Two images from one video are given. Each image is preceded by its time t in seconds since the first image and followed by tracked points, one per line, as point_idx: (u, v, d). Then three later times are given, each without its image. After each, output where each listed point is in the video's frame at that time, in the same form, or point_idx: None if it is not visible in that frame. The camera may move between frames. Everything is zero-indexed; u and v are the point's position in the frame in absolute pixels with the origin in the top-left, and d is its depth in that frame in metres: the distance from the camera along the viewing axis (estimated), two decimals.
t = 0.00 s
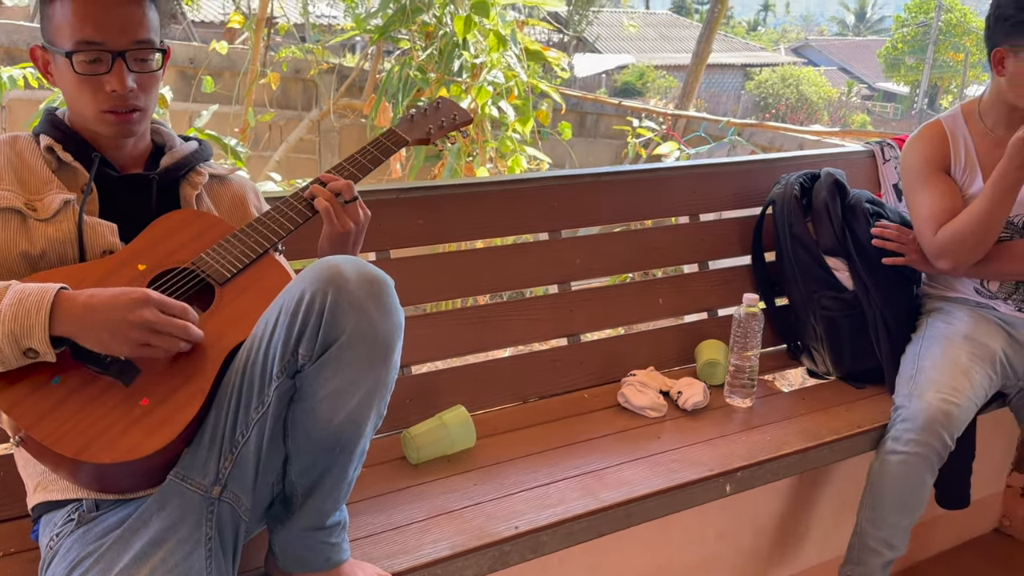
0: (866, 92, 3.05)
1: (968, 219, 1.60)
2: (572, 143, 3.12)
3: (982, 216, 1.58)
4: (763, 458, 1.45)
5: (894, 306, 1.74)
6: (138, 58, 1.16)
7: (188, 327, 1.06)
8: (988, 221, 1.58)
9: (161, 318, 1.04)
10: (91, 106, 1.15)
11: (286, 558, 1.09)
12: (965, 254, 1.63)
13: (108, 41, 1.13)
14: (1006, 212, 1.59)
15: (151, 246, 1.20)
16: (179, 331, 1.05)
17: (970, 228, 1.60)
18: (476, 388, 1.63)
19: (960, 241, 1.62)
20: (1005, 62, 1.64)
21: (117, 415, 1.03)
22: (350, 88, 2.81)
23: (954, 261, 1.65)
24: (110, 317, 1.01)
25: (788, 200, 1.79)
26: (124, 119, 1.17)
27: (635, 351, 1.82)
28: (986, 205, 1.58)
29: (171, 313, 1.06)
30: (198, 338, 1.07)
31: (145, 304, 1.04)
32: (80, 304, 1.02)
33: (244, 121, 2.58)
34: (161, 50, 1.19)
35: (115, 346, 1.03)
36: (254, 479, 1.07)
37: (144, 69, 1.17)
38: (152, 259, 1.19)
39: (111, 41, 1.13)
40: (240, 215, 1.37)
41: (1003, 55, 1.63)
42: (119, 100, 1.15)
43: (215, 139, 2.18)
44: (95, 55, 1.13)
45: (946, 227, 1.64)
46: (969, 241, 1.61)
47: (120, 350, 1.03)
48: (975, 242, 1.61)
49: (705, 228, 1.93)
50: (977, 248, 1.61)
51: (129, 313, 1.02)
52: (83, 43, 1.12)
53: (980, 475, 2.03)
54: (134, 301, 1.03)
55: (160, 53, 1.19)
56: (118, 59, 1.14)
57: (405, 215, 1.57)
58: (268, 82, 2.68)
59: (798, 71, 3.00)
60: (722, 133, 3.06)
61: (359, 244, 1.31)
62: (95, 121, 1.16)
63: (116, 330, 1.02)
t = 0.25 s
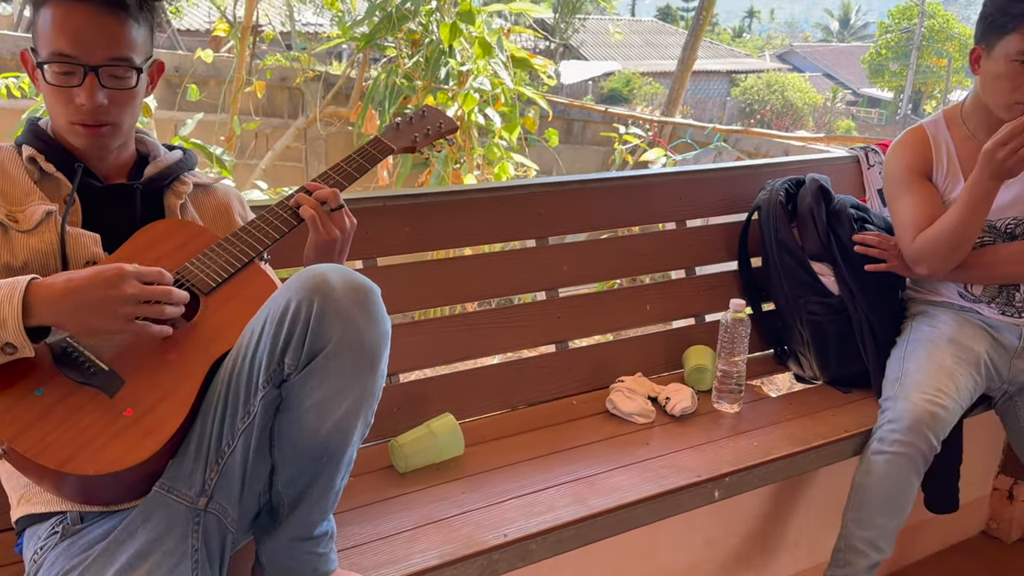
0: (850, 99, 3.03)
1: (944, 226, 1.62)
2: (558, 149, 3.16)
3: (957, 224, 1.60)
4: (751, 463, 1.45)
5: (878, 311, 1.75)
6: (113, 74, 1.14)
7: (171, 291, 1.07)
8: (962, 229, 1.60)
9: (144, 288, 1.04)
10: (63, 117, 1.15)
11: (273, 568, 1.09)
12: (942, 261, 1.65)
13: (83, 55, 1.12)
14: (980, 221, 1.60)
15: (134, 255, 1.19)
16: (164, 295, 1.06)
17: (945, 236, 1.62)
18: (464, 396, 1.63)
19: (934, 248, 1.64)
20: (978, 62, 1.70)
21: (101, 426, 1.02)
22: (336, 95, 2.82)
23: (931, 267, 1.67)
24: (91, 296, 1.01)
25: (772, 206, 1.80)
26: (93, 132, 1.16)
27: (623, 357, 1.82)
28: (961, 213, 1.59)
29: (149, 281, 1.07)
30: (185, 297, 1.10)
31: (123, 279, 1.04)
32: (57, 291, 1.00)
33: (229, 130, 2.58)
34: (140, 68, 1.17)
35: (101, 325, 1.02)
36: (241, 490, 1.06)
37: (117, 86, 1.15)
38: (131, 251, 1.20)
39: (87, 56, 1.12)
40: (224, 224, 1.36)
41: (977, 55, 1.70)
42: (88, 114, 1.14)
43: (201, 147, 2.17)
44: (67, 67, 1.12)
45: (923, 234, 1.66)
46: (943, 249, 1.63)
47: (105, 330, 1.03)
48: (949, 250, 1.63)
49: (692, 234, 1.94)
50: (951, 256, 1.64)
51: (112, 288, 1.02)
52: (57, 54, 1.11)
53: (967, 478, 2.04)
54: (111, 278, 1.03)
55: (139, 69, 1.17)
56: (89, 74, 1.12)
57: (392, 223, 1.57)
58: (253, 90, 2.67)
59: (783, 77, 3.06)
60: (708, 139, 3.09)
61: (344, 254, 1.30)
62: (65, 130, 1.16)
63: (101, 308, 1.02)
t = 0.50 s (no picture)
0: (837, 104, 3.13)
1: (925, 233, 1.64)
2: (547, 155, 3.16)
3: (937, 231, 1.62)
4: (740, 468, 1.46)
5: (866, 315, 1.75)
6: (105, 90, 1.13)
7: (156, 352, 1.02)
8: (942, 236, 1.62)
9: (128, 347, 1.01)
10: (52, 130, 1.13)
11: None
12: (923, 268, 1.67)
13: (76, 71, 1.11)
14: (959, 230, 1.63)
15: (121, 266, 1.19)
16: (146, 358, 1.01)
17: (926, 242, 1.64)
18: (454, 403, 1.62)
19: (914, 255, 1.66)
20: (960, 64, 1.75)
21: (86, 438, 1.02)
22: (325, 102, 2.82)
23: (914, 274, 1.68)
24: (74, 344, 0.99)
25: (760, 211, 1.81)
26: (83, 146, 1.15)
27: (613, 363, 1.82)
28: (941, 220, 1.61)
29: (139, 340, 1.03)
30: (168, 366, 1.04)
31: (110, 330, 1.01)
32: (44, 333, 1.00)
33: (217, 137, 2.59)
34: (133, 84, 1.15)
35: (81, 374, 1.00)
36: (228, 500, 1.05)
37: (109, 102, 1.13)
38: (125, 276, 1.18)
39: (80, 72, 1.11)
40: (212, 233, 1.36)
41: (959, 57, 1.75)
42: (78, 130, 1.13)
43: (189, 155, 2.17)
44: (60, 83, 1.10)
45: (907, 240, 1.68)
46: (922, 256, 1.65)
47: (85, 377, 1.01)
48: (928, 257, 1.65)
49: (680, 240, 1.94)
50: (931, 264, 1.65)
51: (95, 340, 0.99)
52: (50, 69, 1.10)
53: (955, 480, 2.05)
54: (98, 328, 1.00)
55: (132, 87, 1.15)
56: (82, 90, 1.11)
57: (379, 230, 1.56)
58: (241, 98, 2.68)
59: (770, 83, 3.10)
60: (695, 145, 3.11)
61: (333, 260, 1.31)
62: (55, 144, 1.15)
63: (79, 358, 0.99)
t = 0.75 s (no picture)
0: (824, 109, 3.14)
1: (906, 238, 1.66)
2: (536, 162, 3.17)
3: (917, 237, 1.64)
4: (728, 473, 1.46)
5: (853, 319, 1.77)
6: (88, 118, 1.11)
7: (145, 346, 1.03)
8: (923, 242, 1.64)
9: (117, 343, 1.01)
10: (31, 150, 1.11)
11: None
12: (904, 273, 1.69)
13: (60, 98, 1.08)
14: (939, 236, 1.65)
15: (106, 275, 1.18)
16: (135, 353, 1.02)
17: (907, 248, 1.66)
18: (443, 410, 1.62)
19: (895, 260, 1.68)
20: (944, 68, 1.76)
21: (71, 448, 1.01)
22: (313, 110, 2.82)
23: (896, 279, 1.71)
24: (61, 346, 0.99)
25: (747, 217, 1.82)
26: (60, 169, 1.13)
27: (602, 369, 1.83)
28: (921, 225, 1.63)
29: (127, 335, 1.04)
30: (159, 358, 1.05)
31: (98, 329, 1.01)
32: (30, 335, 0.99)
33: (204, 145, 2.59)
34: (117, 114, 1.14)
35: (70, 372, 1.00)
36: (215, 510, 1.05)
37: (91, 131, 1.11)
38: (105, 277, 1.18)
39: (64, 99, 1.08)
40: (199, 242, 1.36)
41: (943, 59, 1.77)
42: (56, 154, 1.11)
43: (176, 163, 2.16)
44: (43, 107, 1.08)
45: (889, 245, 1.70)
46: (903, 262, 1.67)
47: (74, 376, 1.00)
48: (909, 263, 1.67)
49: (668, 245, 1.95)
50: (911, 270, 1.68)
51: (82, 339, 1.00)
52: (34, 92, 1.08)
53: (942, 483, 2.07)
54: (86, 328, 1.00)
55: (115, 117, 1.14)
56: (63, 118, 1.09)
57: (367, 237, 1.56)
58: (228, 106, 2.68)
59: (757, 88, 3.11)
60: (683, 151, 3.14)
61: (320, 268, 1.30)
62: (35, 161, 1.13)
63: (67, 359, 0.99)
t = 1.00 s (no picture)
0: (814, 113, 3.28)
1: (895, 240, 1.66)
2: (527, 167, 3.18)
3: (906, 238, 1.65)
4: (718, 476, 1.47)
5: (842, 323, 1.77)
6: (70, 137, 1.10)
7: (131, 353, 1.03)
8: (911, 243, 1.65)
9: (101, 352, 1.01)
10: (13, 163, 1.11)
11: None
12: (893, 274, 1.69)
13: (43, 115, 1.08)
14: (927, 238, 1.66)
15: (94, 282, 1.18)
16: (122, 361, 1.02)
17: (896, 249, 1.66)
18: (434, 415, 1.62)
19: (885, 262, 1.69)
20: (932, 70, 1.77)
21: (60, 455, 1.00)
22: (304, 115, 2.83)
23: (885, 281, 1.71)
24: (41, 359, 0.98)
25: (736, 221, 1.83)
26: (40, 183, 1.13)
27: (592, 373, 1.83)
28: (909, 226, 1.64)
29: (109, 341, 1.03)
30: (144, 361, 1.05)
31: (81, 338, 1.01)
32: (13, 346, 0.98)
33: (195, 151, 2.60)
34: (100, 133, 1.13)
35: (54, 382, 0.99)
36: (203, 517, 1.04)
37: (72, 149, 1.11)
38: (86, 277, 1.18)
39: (46, 116, 1.08)
40: (187, 248, 1.35)
41: (932, 62, 1.78)
42: (37, 169, 1.10)
43: (166, 169, 2.16)
44: (26, 123, 1.08)
45: (878, 246, 1.70)
46: (891, 263, 1.68)
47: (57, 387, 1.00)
48: (897, 264, 1.68)
49: (658, 250, 1.96)
50: (900, 271, 1.68)
51: (66, 349, 0.99)
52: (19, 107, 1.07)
53: (932, 485, 2.07)
54: (70, 337, 1.00)
55: (98, 138, 1.13)
56: (45, 134, 1.08)
57: (357, 243, 1.56)
58: (219, 112, 2.69)
59: (748, 93, 3.21)
60: (673, 155, 3.17)
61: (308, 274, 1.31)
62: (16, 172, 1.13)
63: (50, 369, 0.98)
